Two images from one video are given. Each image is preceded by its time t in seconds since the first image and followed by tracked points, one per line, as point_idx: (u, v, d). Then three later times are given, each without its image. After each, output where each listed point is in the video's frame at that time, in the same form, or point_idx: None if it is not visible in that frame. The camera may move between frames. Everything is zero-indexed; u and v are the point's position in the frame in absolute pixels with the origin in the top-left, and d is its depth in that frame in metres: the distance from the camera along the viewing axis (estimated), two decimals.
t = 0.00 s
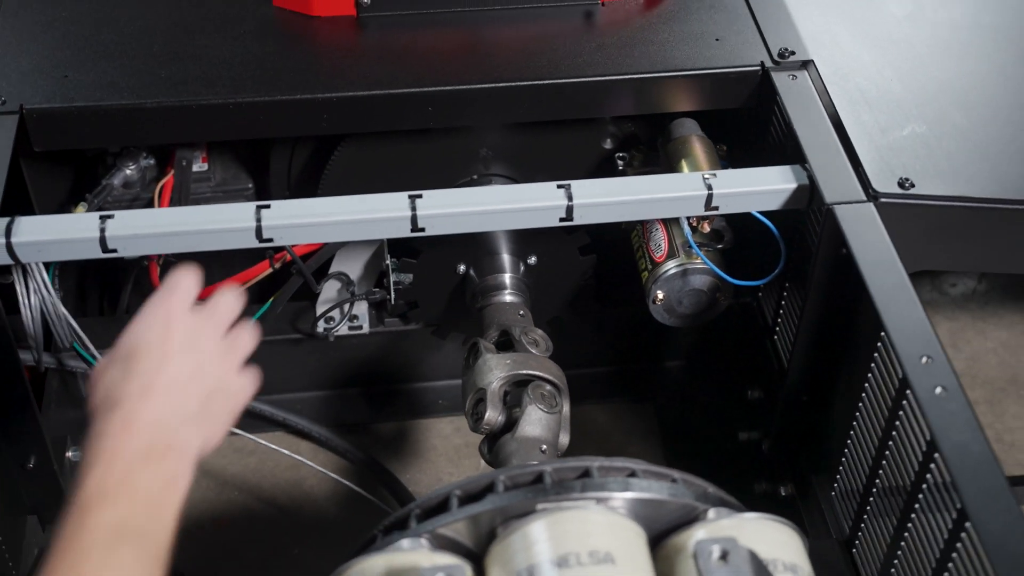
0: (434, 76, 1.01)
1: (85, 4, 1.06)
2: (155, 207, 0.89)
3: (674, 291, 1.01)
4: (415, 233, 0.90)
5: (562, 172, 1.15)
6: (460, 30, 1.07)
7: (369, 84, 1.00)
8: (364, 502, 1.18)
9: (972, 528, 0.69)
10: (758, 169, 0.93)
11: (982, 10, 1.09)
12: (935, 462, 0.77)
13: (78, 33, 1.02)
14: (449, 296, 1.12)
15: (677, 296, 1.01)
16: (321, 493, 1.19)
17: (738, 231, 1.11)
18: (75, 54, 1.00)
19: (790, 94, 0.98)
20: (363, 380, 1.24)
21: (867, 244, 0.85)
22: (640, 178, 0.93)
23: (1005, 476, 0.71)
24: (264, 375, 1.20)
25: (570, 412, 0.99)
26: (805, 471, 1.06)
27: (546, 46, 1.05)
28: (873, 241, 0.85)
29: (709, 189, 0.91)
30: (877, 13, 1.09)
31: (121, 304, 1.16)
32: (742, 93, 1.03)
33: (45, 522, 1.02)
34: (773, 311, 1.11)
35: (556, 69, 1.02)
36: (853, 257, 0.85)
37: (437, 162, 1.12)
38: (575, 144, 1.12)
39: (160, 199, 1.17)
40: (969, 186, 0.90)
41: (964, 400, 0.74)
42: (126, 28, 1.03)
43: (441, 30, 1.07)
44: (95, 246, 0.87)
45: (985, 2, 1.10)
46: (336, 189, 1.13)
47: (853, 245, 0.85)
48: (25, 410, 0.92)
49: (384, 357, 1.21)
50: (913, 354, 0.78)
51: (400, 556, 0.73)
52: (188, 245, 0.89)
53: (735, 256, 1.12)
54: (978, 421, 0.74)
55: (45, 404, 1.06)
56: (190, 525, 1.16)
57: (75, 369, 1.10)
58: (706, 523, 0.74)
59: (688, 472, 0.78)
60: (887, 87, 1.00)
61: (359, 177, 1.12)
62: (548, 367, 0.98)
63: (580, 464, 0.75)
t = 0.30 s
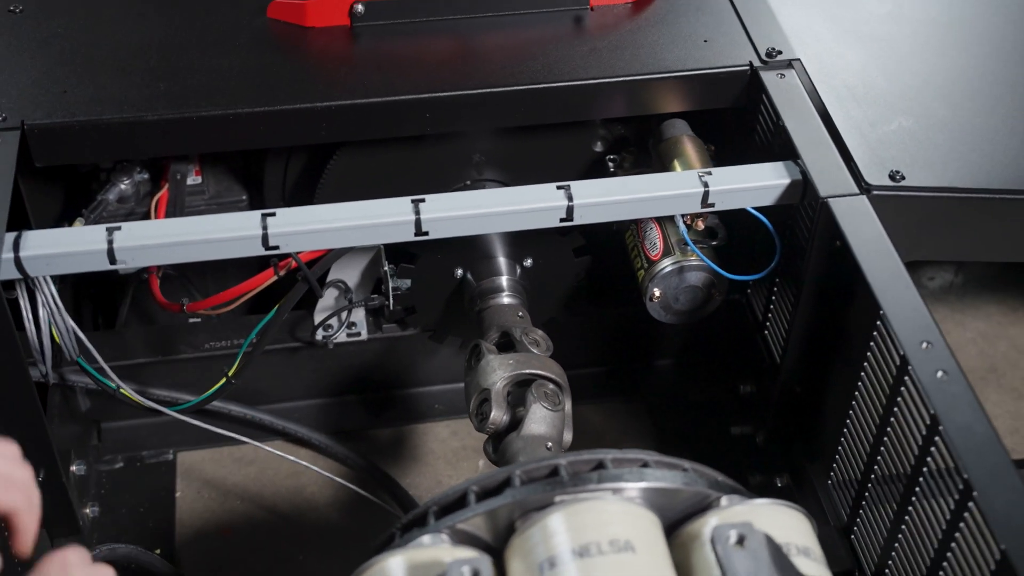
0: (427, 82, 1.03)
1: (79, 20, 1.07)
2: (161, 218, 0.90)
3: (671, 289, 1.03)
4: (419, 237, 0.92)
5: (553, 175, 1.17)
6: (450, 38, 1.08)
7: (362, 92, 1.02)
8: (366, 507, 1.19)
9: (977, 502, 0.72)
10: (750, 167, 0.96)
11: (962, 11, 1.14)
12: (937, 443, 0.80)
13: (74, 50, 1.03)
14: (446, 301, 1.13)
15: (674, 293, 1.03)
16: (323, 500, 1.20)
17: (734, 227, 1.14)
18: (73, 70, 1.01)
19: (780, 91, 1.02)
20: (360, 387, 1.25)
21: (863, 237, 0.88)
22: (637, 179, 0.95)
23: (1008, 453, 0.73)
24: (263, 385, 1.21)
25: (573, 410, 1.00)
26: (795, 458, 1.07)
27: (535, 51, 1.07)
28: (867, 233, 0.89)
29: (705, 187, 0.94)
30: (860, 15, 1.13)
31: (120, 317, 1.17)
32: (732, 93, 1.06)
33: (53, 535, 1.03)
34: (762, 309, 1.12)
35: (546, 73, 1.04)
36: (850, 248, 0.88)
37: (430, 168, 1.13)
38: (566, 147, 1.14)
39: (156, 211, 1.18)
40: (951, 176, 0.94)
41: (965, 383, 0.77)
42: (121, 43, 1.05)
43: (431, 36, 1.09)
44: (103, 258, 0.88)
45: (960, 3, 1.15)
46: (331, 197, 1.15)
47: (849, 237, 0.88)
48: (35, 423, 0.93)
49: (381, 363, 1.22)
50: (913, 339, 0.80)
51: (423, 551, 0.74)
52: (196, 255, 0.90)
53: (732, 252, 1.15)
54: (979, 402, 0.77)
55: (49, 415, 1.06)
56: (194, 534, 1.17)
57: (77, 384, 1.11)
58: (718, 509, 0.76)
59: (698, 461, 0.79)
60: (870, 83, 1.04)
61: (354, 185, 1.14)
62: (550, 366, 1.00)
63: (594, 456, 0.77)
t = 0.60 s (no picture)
0: (419, 90, 1.04)
1: (71, 36, 1.08)
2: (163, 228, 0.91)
3: (665, 286, 1.05)
4: (419, 241, 0.94)
5: (543, 177, 1.19)
6: (439, 45, 1.10)
7: (356, 101, 1.03)
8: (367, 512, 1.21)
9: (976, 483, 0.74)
10: (740, 165, 0.98)
11: (942, 10, 1.16)
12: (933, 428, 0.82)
13: (68, 65, 1.04)
14: (442, 304, 1.15)
15: (667, 290, 1.05)
16: (323, 504, 1.22)
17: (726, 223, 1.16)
18: (68, 85, 1.02)
19: (766, 89, 1.04)
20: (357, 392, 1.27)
21: (853, 230, 0.91)
22: (630, 178, 0.97)
23: (1003, 434, 0.76)
24: (261, 393, 1.22)
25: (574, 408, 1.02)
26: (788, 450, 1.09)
27: (524, 57, 1.08)
28: (858, 225, 0.91)
29: (697, 185, 0.95)
30: (843, 14, 1.16)
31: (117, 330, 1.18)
32: (718, 92, 1.08)
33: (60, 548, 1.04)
34: (753, 304, 1.14)
35: (536, 78, 1.06)
36: (841, 241, 0.90)
37: (423, 174, 1.15)
38: (556, 150, 1.16)
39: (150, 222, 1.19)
40: (935, 169, 0.96)
41: (959, 368, 0.80)
42: (115, 57, 1.06)
43: (421, 44, 1.10)
44: (106, 269, 0.89)
45: None
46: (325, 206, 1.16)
47: (841, 229, 0.91)
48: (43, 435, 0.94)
49: (377, 368, 1.24)
50: (907, 327, 0.83)
51: (437, 547, 0.75)
52: (199, 264, 0.91)
53: (722, 248, 1.17)
54: (973, 386, 0.79)
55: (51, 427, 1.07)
56: (197, 542, 1.18)
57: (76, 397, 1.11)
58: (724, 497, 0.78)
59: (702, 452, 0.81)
60: (853, 79, 1.06)
61: (346, 192, 1.15)
62: (549, 365, 1.01)
63: (602, 449, 0.78)
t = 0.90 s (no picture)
0: (410, 94, 1.06)
1: (62, 49, 1.08)
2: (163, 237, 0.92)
3: (656, 283, 1.07)
4: (416, 243, 0.95)
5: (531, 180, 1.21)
6: (427, 51, 1.11)
7: (348, 107, 1.04)
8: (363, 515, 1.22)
9: (969, 462, 0.76)
10: (728, 161, 1.00)
11: (918, 12, 1.19)
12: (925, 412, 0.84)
13: (61, 78, 1.05)
14: (435, 307, 1.16)
15: (658, 287, 1.07)
16: (320, 509, 1.23)
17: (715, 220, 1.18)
18: (61, 97, 1.03)
19: (749, 88, 1.07)
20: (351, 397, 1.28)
21: (841, 222, 0.93)
22: (621, 177, 0.99)
23: (995, 414, 0.78)
24: (254, 402, 1.23)
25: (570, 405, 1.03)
26: (780, 441, 1.11)
27: (511, 61, 1.10)
28: (845, 217, 0.93)
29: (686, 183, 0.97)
30: (821, 16, 1.18)
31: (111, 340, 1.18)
32: (702, 93, 1.11)
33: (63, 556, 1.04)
34: (740, 300, 1.16)
35: (524, 81, 1.07)
36: (830, 232, 0.92)
37: (412, 179, 1.16)
38: (543, 154, 1.18)
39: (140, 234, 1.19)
40: (918, 161, 0.99)
41: (951, 352, 0.82)
42: (106, 70, 1.06)
43: (409, 50, 1.12)
44: (108, 278, 0.90)
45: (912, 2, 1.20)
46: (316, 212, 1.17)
47: (829, 221, 0.93)
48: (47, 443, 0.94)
49: (370, 373, 1.25)
50: (899, 314, 0.85)
51: (449, 541, 0.77)
52: (200, 270, 0.92)
53: (709, 246, 1.19)
54: (965, 370, 0.81)
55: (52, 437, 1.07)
56: (196, 550, 1.19)
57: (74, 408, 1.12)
58: (728, 485, 0.80)
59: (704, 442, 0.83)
60: (835, 78, 1.09)
61: (338, 198, 1.16)
62: (546, 363, 1.03)
63: (606, 441, 0.80)
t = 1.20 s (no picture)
0: (400, 98, 1.07)
1: (51, 61, 1.09)
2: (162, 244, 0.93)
3: (646, 280, 1.08)
4: (412, 244, 0.96)
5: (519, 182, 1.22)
6: (415, 55, 1.12)
7: (339, 111, 1.05)
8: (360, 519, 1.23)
9: (962, 444, 0.78)
10: (716, 158, 1.02)
11: (895, 9, 1.21)
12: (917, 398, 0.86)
13: (51, 89, 1.05)
14: (427, 309, 1.17)
15: (649, 283, 1.09)
16: (316, 513, 1.24)
17: (701, 216, 1.20)
18: (53, 108, 1.03)
19: (733, 86, 1.08)
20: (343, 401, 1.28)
21: (830, 214, 0.94)
22: (611, 175, 1.00)
23: (988, 397, 0.80)
24: (247, 409, 1.23)
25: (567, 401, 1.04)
26: (772, 433, 1.13)
27: (498, 64, 1.11)
28: (833, 209, 0.95)
29: (676, 179, 0.99)
30: (801, 14, 1.21)
31: (104, 350, 1.18)
32: (687, 91, 1.12)
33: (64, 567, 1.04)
34: (727, 295, 1.18)
35: (512, 83, 1.09)
36: (819, 223, 0.94)
37: (402, 184, 1.17)
38: (531, 155, 1.19)
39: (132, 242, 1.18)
40: (902, 153, 1.01)
41: (941, 338, 0.83)
42: (97, 80, 1.07)
43: (396, 55, 1.13)
44: (108, 286, 0.90)
45: None
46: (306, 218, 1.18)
47: (818, 214, 0.95)
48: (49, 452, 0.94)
49: (363, 377, 1.25)
50: (890, 302, 0.87)
51: (457, 535, 0.77)
52: (199, 276, 0.92)
53: (696, 242, 1.21)
54: (955, 355, 0.83)
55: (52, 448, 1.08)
56: (194, 557, 1.19)
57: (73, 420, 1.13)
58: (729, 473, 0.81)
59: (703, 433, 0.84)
60: (817, 74, 1.11)
61: (329, 203, 1.17)
62: (543, 361, 1.04)
63: (609, 433, 0.81)
